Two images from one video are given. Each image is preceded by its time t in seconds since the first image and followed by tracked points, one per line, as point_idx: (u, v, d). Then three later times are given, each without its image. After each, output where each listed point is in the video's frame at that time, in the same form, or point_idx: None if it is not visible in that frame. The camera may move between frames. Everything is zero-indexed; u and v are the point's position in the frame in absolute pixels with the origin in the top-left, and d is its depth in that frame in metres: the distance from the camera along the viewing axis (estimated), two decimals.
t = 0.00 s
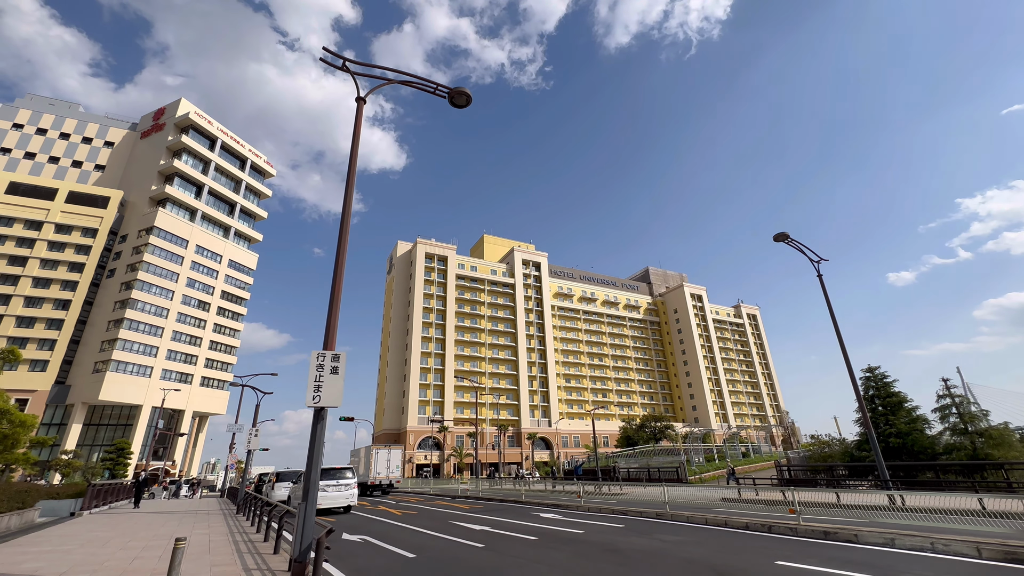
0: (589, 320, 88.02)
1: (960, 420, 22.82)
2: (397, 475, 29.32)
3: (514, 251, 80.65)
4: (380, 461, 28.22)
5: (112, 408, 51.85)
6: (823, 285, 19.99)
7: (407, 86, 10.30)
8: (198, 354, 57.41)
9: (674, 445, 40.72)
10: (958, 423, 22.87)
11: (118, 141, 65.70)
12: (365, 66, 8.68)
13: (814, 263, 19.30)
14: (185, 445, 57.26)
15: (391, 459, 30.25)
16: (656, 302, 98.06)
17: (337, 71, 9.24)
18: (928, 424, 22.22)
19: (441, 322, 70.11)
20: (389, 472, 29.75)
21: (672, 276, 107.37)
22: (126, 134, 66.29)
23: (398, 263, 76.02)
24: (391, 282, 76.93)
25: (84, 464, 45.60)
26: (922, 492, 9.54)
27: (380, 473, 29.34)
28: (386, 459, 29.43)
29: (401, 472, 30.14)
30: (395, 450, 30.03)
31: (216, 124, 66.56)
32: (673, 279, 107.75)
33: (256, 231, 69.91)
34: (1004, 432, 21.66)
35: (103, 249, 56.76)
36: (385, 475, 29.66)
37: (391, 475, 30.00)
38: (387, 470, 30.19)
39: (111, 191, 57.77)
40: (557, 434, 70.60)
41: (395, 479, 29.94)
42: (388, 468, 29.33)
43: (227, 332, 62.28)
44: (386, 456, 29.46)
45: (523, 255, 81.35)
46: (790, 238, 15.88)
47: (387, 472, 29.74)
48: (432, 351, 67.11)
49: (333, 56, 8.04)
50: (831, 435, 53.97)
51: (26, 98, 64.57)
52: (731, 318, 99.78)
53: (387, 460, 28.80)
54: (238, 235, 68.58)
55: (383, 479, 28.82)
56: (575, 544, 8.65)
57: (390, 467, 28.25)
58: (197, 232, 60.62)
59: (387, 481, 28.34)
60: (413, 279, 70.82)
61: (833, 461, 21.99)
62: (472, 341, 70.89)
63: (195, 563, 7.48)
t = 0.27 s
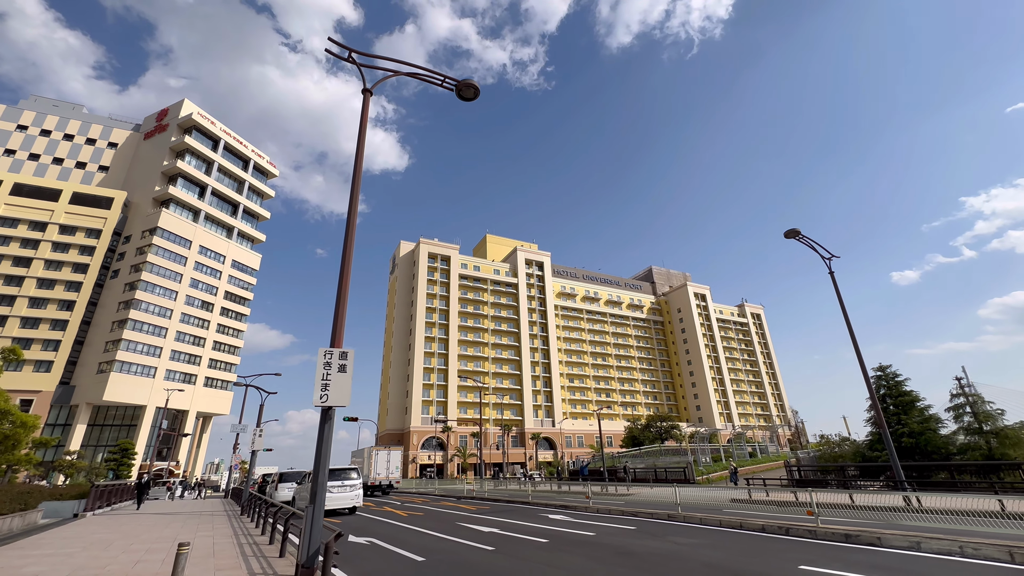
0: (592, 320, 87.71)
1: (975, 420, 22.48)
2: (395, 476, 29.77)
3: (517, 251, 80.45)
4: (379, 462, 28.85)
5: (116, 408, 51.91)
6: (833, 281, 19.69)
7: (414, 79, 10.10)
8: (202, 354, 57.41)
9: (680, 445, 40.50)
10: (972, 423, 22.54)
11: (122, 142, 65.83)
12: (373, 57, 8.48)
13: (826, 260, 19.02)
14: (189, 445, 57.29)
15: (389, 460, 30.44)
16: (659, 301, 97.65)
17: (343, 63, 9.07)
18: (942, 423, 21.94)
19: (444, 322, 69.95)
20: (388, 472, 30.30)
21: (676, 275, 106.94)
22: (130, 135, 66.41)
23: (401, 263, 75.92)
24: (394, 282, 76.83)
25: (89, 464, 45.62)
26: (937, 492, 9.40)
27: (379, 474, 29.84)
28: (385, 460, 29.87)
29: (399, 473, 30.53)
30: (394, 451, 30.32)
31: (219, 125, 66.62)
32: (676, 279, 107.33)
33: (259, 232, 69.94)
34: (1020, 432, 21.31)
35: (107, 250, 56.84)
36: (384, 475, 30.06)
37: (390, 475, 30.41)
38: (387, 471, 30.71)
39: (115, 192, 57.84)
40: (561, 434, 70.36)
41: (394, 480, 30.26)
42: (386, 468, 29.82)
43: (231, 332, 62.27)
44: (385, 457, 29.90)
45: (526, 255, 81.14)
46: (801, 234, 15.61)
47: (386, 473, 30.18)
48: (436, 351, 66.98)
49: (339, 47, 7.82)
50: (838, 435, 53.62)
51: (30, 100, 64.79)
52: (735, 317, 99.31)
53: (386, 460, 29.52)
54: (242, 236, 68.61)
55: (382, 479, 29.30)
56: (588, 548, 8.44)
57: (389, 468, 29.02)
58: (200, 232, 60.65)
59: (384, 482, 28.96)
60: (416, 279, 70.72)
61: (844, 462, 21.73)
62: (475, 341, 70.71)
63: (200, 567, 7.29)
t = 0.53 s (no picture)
0: (596, 319, 87.41)
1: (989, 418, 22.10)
2: (394, 475, 30.59)
3: (520, 250, 80.24)
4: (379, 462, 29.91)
5: (121, 409, 51.99)
6: (844, 277, 19.43)
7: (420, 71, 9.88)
8: (205, 354, 57.43)
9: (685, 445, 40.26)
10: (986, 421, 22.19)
11: (125, 144, 65.98)
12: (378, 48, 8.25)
13: (836, 255, 18.71)
14: (193, 445, 57.35)
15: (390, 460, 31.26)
16: (663, 300, 97.22)
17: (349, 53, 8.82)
18: (955, 422, 21.62)
19: (447, 322, 69.82)
20: (389, 472, 31.12)
21: (679, 274, 106.49)
22: (133, 136, 66.55)
23: (404, 263, 75.86)
24: (398, 282, 76.76)
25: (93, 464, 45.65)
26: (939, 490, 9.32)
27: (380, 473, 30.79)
28: (385, 460, 30.78)
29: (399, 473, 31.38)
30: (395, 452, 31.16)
31: (222, 125, 66.67)
32: (680, 277, 106.87)
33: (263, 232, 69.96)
34: None
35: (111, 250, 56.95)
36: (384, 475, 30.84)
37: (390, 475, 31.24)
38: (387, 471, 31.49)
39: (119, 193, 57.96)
40: (565, 434, 70.11)
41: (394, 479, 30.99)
42: (387, 468, 30.55)
43: (235, 332, 62.29)
44: (386, 457, 30.97)
45: (529, 254, 80.95)
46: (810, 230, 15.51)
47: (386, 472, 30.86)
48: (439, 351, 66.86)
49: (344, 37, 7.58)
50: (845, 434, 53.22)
51: (34, 101, 65.02)
52: (739, 316, 98.83)
53: (387, 460, 30.57)
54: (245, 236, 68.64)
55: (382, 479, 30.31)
56: (602, 549, 8.22)
57: (390, 468, 30.31)
58: (204, 233, 60.69)
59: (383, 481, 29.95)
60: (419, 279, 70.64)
61: (855, 461, 21.43)
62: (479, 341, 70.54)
63: (204, 569, 7.11)
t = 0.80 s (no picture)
0: (600, 319, 87.03)
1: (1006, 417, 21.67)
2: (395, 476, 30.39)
3: (524, 249, 80.02)
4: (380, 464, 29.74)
5: (126, 410, 52.08)
6: (858, 273, 19.10)
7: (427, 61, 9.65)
8: (210, 355, 57.48)
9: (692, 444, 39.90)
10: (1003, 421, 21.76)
11: (130, 145, 66.17)
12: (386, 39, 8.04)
13: (849, 251, 18.34)
14: (198, 446, 57.40)
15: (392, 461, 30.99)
16: (667, 300, 96.75)
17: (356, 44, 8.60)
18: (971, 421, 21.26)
19: (451, 322, 69.68)
20: (391, 472, 30.83)
21: (684, 273, 105.96)
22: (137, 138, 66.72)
23: (408, 263, 75.80)
24: (401, 282, 76.68)
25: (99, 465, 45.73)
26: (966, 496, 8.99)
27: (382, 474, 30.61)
28: (387, 460, 30.50)
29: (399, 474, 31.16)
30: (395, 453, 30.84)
31: (226, 126, 66.78)
32: (684, 276, 106.34)
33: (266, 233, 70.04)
34: None
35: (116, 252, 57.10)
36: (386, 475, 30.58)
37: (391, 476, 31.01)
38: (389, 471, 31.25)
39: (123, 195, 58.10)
40: (570, 434, 69.84)
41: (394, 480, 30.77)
42: (388, 469, 30.30)
43: (239, 333, 62.33)
44: (388, 458, 30.73)
45: (533, 254, 80.69)
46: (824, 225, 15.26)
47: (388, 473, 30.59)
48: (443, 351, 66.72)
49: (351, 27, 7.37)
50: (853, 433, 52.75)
51: (39, 104, 65.32)
52: (744, 315, 98.27)
53: (389, 461, 30.32)
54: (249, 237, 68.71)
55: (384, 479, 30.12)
56: (617, 552, 8.00)
57: (391, 468, 30.12)
58: (208, 234, 60.79)
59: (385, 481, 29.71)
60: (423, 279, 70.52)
61: (869, 461, 21.04)
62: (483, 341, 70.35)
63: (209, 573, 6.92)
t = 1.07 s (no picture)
0: (605, 318, 86.66)
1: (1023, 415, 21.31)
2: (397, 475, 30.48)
3: (528, 248, 79.79)
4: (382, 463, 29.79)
5: (133, 410, 52.26)
6: (873, 268, 18.74)
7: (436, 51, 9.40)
8: (216, 355, 57.62)
9: (699, 443, 39.54)
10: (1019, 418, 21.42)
11: (135, 147, 66.44)
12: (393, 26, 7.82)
13: (864, 246, 18.03)
14: (204, 446, 57.57)
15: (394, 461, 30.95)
16: (672, 298, 96.32)
17: (363, 33, 8.38)
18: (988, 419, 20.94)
19: (455, 321, 69.57)
20: (394, 471, 30.83)
21: (689, 272, 105.40)
22: (142, 139, 66.92)
23: (412, 263, 75.73)
24: (406, 282, 76.62)
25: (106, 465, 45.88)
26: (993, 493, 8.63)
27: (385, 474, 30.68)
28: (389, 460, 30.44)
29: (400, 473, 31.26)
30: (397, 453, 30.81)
31: (230, 127, 66.93)
32: (689, 275, 105.82)
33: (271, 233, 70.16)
34: None
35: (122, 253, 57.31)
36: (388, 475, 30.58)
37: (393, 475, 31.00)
38: (391, 471, 31.22)
39: (129, 196, 58.31)
40: (575, 433, 69.63)
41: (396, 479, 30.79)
42: (391, 468, 30.33)
43: (244, 333, 62.44)
44: (391, 458, 30.70)
45: (537, 253, 80.45)
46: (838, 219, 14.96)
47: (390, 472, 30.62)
48: (448, 351, 66.64)
49: (358, 14, 7.15)
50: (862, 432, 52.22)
51: (46, 106, 65.71)
52: (750, 313, 97.68)
53: (391, 461, 30.30)
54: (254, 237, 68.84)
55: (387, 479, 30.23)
56: (634, 553, 7.80)
57: (394, 468, 30.13)
58: (213, 234, 60.94)
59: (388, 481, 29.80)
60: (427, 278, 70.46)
61: (881, 460, 20.76)
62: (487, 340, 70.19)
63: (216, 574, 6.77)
